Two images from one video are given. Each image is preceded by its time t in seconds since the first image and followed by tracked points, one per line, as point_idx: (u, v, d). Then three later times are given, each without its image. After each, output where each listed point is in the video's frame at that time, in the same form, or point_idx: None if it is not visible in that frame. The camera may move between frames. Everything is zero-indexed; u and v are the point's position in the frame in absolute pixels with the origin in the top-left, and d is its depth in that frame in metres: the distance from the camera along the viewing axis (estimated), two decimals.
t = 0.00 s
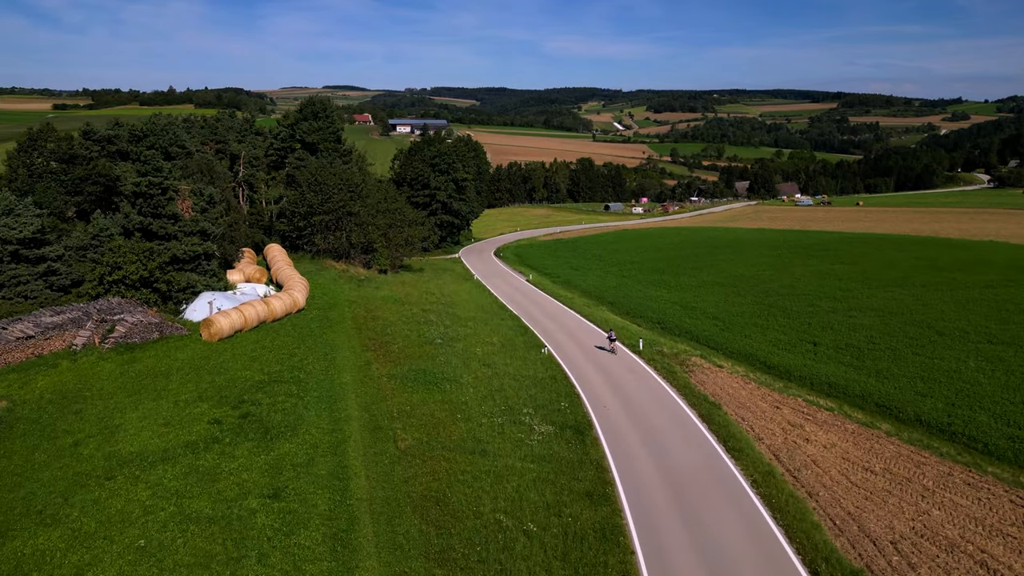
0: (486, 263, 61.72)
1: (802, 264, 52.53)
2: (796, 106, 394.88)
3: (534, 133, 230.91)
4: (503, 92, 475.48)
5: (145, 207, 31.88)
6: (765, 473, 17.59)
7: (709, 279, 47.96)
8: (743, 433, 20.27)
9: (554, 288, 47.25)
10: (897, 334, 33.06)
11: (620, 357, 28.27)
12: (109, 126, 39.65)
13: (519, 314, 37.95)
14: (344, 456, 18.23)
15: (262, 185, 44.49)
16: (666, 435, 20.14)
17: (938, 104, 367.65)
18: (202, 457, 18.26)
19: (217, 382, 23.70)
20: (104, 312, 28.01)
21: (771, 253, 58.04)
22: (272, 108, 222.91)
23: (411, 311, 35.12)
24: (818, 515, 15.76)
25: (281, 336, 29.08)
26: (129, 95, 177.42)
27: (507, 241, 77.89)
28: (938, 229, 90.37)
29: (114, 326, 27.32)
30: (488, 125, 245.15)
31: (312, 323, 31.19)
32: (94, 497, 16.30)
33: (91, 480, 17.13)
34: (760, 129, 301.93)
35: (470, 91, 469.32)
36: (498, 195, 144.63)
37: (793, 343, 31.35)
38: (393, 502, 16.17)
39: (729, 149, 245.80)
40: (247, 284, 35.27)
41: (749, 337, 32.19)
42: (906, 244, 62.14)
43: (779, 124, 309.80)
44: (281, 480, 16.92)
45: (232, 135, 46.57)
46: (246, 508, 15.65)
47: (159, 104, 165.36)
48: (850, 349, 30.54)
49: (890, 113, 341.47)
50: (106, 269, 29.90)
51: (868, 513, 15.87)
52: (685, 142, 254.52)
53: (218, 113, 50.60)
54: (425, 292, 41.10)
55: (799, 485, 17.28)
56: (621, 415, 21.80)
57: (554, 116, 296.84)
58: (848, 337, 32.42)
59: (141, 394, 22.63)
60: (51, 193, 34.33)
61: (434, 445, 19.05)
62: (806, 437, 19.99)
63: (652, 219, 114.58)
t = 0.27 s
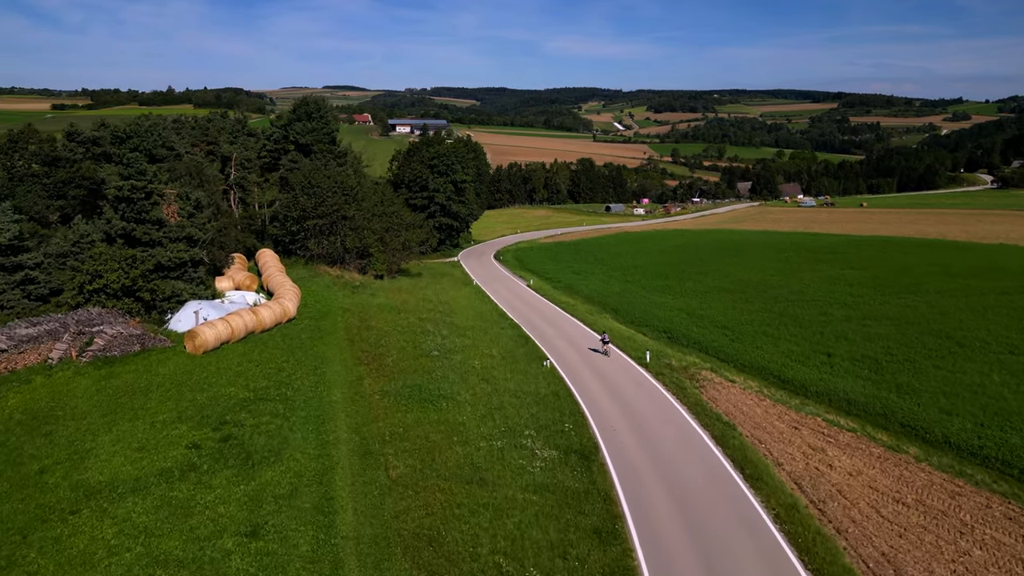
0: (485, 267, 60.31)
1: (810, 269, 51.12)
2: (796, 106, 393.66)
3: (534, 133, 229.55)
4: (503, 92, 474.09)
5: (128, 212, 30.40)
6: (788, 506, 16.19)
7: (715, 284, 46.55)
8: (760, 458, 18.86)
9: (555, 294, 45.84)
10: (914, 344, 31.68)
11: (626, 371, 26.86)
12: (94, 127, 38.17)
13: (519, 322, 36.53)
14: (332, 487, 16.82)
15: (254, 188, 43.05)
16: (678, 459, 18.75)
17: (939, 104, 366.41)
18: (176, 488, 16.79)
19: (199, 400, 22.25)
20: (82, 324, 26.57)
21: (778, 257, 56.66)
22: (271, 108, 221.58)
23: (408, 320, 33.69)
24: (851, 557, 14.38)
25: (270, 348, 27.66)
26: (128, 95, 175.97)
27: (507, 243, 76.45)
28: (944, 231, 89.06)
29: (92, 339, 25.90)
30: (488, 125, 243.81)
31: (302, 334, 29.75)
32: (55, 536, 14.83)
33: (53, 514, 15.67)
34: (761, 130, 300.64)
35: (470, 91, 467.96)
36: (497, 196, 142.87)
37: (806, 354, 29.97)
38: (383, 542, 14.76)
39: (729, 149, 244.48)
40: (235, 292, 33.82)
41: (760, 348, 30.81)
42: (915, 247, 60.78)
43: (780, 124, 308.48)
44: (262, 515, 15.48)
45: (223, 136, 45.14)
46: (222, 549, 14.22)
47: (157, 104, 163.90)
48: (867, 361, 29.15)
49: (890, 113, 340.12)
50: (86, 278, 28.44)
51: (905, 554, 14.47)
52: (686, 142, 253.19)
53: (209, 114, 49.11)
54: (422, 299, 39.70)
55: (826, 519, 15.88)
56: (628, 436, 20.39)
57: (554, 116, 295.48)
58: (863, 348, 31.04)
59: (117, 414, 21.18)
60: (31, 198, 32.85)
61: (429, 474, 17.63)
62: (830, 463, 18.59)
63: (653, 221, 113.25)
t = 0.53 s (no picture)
0: (485, 271, 58.88)
1: (819, 274, 49.72)
2: (797, 106, 392.46)
3: (534, 133, 228.18)
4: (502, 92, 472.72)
5: (108, 218, 28.90)
6: (816, 547, 14.81)
7: (722, 291, 45.11)
8: (781, 488, 17.45)
9: (557, 300, 44.44)
10: (934, 357, 30.21)
11: (632, 386, 25.39)
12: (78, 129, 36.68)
13: (520, 330, 35.07)
14: (315, 523, 15.38)
15: (245, 191, 41.61)
16: (693, 490, 17.27)
17: (940, 104, 365.05)
18: (144, 525, 15.32)
19: (177, 422, 20.79)
20: (58, 336, 25.08)
21: (784, 261, 55.27)
22: (270, 108, 220.16)
23: (403, 329, 32.22)
24: None
25: (257, 362, 26.21)
26: (127, 95, 174.70)
27: (507, 246, 74.99)
28: (950, 233, 87.67)
29: (67, 353, 24.43)
30: (488, 125, 242.37)
31: (292, 345, 28.33)
32: None
33: (7, 555, 14.18)
34: (762, 130, 299.23)
35: (469, 91, 466.64)
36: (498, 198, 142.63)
37: (822, 367, 28.56)
38: None
39: (730, 150, 243.10)
40: (223, 300, 32.39)
41: (773, 360, 29.39)
42: (924, 251, 59.40)
43: (780, 125, 307.03)
44: (236, 558, 14.03)
45: (213, 137, 43.67)
46: None
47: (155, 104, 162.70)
48: (886, 375, 27.70)
49: (891, 113, 338.86)
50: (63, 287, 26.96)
51: None
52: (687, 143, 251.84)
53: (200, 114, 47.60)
54: (419, 306, 38.27)
55: (858, 563, 14.43)
56: (638, 461, 18.98)
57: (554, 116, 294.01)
58: (880, 361, 29.60)
59: (88, 438, 19.74)
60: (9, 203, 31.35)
61: (422, 507, 16.20)
62: (857, 495, 17.13)
63: (654, 223, 111.87)
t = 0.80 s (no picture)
0: (484, 275, 57.35)
1: (827, 278, 48.25)
2: (798, 106, 391.02)
3: (534, 134, 226.63)
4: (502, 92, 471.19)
5: (86, 223, 27.39)
6: None
7: (729, 297, 43.59)
8: (807, 523, 15.96)
9: (558, 306, 42.96)
10: (956, 369, 28.74)
11: (640, 403, 23.90)
12: (59, 130, 35.15)
13: (520, 340, 33.57)
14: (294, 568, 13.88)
15: (235, 194, 40.07)
16: (710, 526, 15.79)
17: (942, 104, 363.38)
18: (105, 570, 13.81)
19: (151, 447, 19.27)
20: (29, 350, 23.56)
21: (792, 265, 53.80)
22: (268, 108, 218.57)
23: (397, 340, 30.70)
24: None
25: (241, 377, 24.70)
26: (123, 95, 173.18)
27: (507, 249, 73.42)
28: (957, 235, 86.19)
29: (38, 369, 22.92)
30: (488, 125, 240.84)
31: (279, 358, 26.85)
32: None
33: None
34: (763, 130, 297.60)
35: (469, 91, 465.04)
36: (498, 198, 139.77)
37: (838, 381, 27.11)
38: None
39: (732, 150, 241.48)
40: (209, 310, 30.89)
41: (786, 373, 27.93)
42: (935, 255, 57.85)
43: (781, 125, 305.38)
44: None
45: (203, 138, 42.18)
46: None
47: (152, 104, 161.21)
48: (908, 390, 26.21)
49: (893, 113, 337.19)
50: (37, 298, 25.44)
51: None
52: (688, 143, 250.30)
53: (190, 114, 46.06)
54: (415, 313, 36.79)
55: None
56: (648, 491, 17.52)
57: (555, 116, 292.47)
58: (900, 374, 28.09)
59: (53, 465, 18.22)
60: None
61: (413, 548, 14.71)
62: (890, 533, 15.65)
63: (656, 225, 110.30)
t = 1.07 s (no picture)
0: (483, 280, 55.74)
1: (837, 284, 46.73)
2: (798, 106, 389.67)
3: (535, 134, 225.12)
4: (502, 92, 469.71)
5: (62, 230, 25.89)
6: None
7: (737, 304, 42.05)
8: (838, 566, 14.46)
9: (560, 314, 41.38)
10: (981, 384, 27.22)
11: (649, 423, 22.38)
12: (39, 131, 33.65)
13: (521, 351, 32.03)
14: None
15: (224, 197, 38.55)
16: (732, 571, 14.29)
17: (943, 104, 361.77)
18: None
19: (120, 476, 17.74)
20: None
21: (799, 269, 52.29)
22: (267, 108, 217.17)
23: (391, 352, 29.15)
24: None
25: (224, 395, 23.16)
26: (121, 95, 171.92)
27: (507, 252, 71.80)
28: (964, 238, 84.72)
29: (6, 386, 21.44)
30: (488, 125, 239.46)
31: (265, 373, 25.30)
32: None
33: None
34: (764, 130, 296.03)
35: (469, 91, 463.50)
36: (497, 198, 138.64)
37: (857, 397, 25.61)
38: None
39: (733, 150, 239.98)
40: (192, 320, 29.21)
41: (802, 389, 26.38)
42: (946, 259, 56.28)
43: (783, 125, 303.85)
44: None
45: (191, 139, 40.68)
46: None
47: (150, 104, 159.93)
48: (932, 408, 24.70)
49: (894, 113, 335.71)
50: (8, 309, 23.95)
51: None
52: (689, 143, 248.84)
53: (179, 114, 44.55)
54: (410, 322, 35.24)
55: None
56: (663, 527, 16.02)
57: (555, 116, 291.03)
58: (922, 390, 26.57)
59: (11, 496, 16.67)
60: None
61: None
62: None
63: (658, 226, 108.74)
